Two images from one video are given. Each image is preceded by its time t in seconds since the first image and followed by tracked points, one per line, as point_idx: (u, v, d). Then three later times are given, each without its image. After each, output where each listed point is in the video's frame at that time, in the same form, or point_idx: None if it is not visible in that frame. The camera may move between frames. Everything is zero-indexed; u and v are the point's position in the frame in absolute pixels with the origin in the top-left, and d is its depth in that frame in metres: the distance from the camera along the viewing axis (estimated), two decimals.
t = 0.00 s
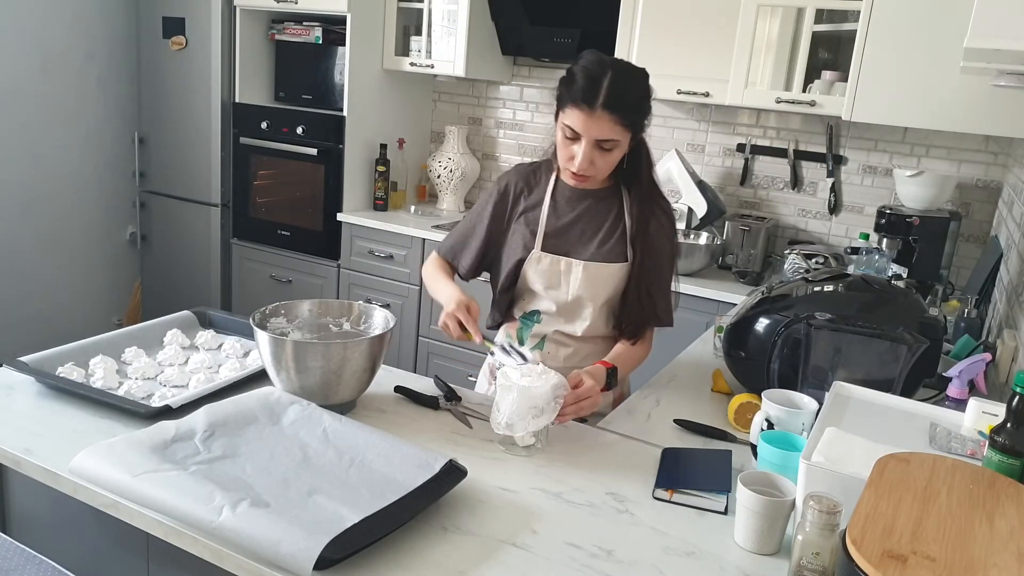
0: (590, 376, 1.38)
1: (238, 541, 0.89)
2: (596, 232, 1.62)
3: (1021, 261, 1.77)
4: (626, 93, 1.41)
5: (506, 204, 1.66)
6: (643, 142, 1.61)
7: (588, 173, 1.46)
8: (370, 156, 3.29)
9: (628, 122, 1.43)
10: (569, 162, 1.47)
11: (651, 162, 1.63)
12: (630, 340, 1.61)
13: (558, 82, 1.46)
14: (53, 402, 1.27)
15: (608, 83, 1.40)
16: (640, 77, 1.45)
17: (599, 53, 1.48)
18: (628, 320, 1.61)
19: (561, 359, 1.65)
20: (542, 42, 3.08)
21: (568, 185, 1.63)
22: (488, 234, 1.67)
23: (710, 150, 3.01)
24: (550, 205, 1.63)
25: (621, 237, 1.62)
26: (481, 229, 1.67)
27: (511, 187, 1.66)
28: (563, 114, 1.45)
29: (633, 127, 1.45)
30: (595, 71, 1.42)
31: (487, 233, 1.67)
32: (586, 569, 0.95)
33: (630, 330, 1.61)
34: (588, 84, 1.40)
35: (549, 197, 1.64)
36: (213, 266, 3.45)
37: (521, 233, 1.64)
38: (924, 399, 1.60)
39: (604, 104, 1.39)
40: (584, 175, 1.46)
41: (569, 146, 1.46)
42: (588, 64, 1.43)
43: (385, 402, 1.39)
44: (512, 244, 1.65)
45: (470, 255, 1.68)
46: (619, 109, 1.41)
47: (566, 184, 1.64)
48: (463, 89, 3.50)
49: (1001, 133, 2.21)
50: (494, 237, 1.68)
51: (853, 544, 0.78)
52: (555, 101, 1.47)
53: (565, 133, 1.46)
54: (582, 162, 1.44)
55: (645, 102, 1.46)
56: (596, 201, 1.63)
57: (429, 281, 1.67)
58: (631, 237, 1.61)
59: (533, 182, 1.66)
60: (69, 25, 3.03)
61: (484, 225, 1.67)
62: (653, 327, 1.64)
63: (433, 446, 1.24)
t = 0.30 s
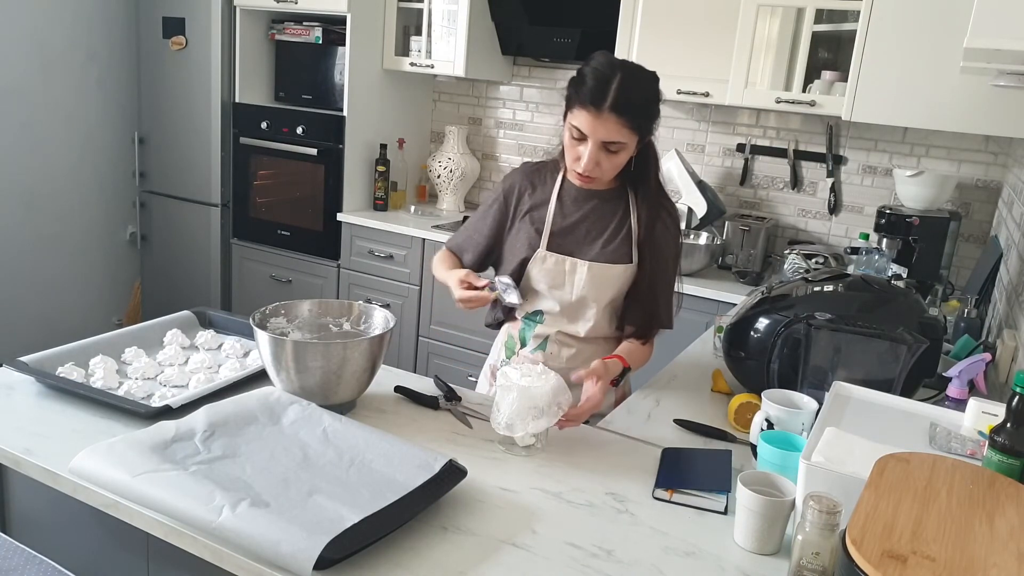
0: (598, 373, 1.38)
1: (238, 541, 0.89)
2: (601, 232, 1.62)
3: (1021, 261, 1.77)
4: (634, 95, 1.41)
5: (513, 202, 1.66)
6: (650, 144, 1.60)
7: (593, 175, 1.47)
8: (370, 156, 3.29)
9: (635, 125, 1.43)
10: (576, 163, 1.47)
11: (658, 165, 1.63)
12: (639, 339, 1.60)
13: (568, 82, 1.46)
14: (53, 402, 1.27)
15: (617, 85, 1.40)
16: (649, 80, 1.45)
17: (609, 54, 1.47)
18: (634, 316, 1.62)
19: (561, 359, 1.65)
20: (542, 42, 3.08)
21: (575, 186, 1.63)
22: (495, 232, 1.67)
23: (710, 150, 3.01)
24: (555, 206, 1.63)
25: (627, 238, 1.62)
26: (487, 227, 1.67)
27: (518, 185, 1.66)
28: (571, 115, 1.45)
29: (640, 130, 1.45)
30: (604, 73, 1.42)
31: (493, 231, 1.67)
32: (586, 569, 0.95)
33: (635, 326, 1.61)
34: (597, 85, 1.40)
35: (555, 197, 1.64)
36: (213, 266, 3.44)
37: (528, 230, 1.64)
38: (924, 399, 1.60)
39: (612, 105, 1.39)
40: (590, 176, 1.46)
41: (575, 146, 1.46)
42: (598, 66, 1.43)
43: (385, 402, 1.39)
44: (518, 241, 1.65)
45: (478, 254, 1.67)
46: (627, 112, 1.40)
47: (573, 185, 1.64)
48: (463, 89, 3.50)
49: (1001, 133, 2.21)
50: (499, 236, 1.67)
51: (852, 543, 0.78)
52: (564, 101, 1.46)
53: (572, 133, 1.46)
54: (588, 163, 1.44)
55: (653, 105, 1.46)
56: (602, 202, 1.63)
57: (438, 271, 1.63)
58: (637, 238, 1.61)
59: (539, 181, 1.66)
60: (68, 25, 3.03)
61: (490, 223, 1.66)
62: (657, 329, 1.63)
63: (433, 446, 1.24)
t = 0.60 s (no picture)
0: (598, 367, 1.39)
1: (237, 541, 0.89)
2: (602, 234, 1.62)
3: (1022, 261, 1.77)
4: (634, 98, 1.41)
5: (515, 204, 1.66)
6: (651, 144, 1.59)
7: (594, 177, 1.47)
8: (370, 156, 3.29)
9: (635, 127, 1.43)
10: (576, 165, 1.47)
11: (659, 165, 1.62)
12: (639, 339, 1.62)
13: (568, 84, 1.46)
14: (53, 402, 1.27)
15: (617, 87, 1.39)
16: (649, 83, 1.45)
17: (609, 56, 1.47)
18: (633, 318, 1.63)
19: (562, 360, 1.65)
20: (541, 42, 3.08)
21: (576, 187, 1.63)
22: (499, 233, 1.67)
23: (710, 150, 3.01)
24: (556, 207, 1.64)
25: (627, 240, 1.61)
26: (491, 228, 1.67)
27: (520, 186, 1.66)
28: (571, 117, 1.45)
29: (640, 132, 1.45)
30: (604, 75, 1.41)
31: (497, 232, 1.67)
32: (586, 569, 0.95)
33: (635, 324, 1.63)
34: (597, 87, 1.40)
35: (556, 199, 1.64)
36: (213, 266, 3.44)
37: (530, 232, 1.64)
38: (924, 399, 1.60)
39: (612, 108, 1.39)
40: (590, 178, 1.46)
41: (575, 149, 1.46)
42: (598, 68, 1.43)
43: (385, 402, 1.39)
44: (521, 243, 1.65)
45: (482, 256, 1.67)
46: (627, 114, 1.40)
47: (574, 186, 1.64)
48: (463, 89, 3.50)
49: (1001, 133, 2.21)
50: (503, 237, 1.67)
51: (852, 544, 0.78)
52: (564, 103, 1.46)
53: (572, 136, 1.46)
54: (588, 165, 1.44)
55: (653, 106, 1.46)
56: (603, 203, 1.63)
57: (453, 281, 1.62)
58: (638, 240, 1.61)
59: (541, 182, 1.66)
60: (68, 24, 3.03)
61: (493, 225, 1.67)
62: (658, 330, 1.64)
63: (433, 446, 1.24)
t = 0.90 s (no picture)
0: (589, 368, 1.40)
1: (237, 540, 0.89)
2: (603, 235, 1.62)
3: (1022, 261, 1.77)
4: (633, 98, 1.41)
5: (516, 207, 1.66)
6: (650, 144, 1.59)
7: (594, 177, 1.47)
8: (370, 156, 3.29)
9: (635, 127, 1.43)
10: (576, 166, 1.47)
11: (658, 165, 1.62)
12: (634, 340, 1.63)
13: (567, 85, 1.45)
14: (53, 402, 1.27)
15: (616, 87, 1.40)
16: (648, 82, 1.45)
17: (607, 56, 1.48)
18: (632, 317, 1.63)
19: (562, 360, 1.65)
20: (541, 42, 3.09)
21: (575, 189, 1.63)
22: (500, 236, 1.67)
23: (710, 150, 3.01)
24: (556, 209, 1.64)
25: (627, 241, 1.61)
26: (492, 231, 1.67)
27: (520, 189, 1.66)
28: (570, 118, 1.44)
29: (640, 132, 1.45)
30: (603, 76, 1.41)
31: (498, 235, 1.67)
32: (586, 569, 0.95)
33: (635, 325, 1.63)
34: (596, 88, 1.40)
35: (556, 200, 1.64)
36: (213, 266, 3.45)
37: (530, 235, 1.64)
38: (924, 399, 1.60)
39: (612, 108, 1.39)
40: (591, 178, 1.46)
41: (575, 150, 1.46)
42: (597, 69, 1.43)
43: (385, 402, 1.39)
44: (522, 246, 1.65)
45: (483, 259, 1.68)
46: (626, 114, 1.40)
47: (574, 188, 1.64)
48: (462, 89, 3.50)
49: (1001, 133, 2.21)
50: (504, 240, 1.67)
51: (852, 543, 0.78)
52: (563, 104, 1.46)
53: (571, 137, 1.46)
54: (589, 166, 1.44)
55: (652, 107, 1.46)
56: (603, 205, 1.63)
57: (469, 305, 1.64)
58: (638, 241, 1.61)
59: (541, 184, 1.66)
60: (68, 25, 3.03)
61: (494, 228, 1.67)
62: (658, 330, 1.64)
63: (433, 446, 1.24)
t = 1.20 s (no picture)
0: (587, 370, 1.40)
1: (237, 540, 0.89)
2: (603, 235, 1.62)
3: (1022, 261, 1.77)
4: (635, 100, 1.40)
5: (518, 206, 1.67)
6: (652, 144, 1.58)
7: (596, 179, 1.48)
8: (370, 156, 3.29)
9: (637, 129, 1.43)
10: (577, 168, 1.47)
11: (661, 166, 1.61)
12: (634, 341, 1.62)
13: (568, 86, 1.45)
14: (53, 402, 1.27)
15: (618, 90, 1.39)
16: (650, 83, 1.45)
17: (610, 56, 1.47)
18: (632, 318, 1.62)
19: (562, 360, 1.65)
20: (542, 42, 3.09)
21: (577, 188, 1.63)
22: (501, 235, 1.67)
23: (710, 150, 3.01)
24: (557, 208, 1.64)
25: (628, 241, 1.61)
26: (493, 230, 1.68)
27: (522, 188, 1.67)
28: (572, 119, 1.44)
29: (642, 134, 1.45)
30: (604, 77, 1.41)
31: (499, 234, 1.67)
32: (586, 569, 0.95)
33: (634, 323, 1.62)
34: (598, 90, 1.39)
35: (557, 200, 1.64)
36: (213, 266, 3.45)
37: (530, 235, 1.64)
38: (924, 399, 1.60)
39: (613, 111, 1.39)
40: (593, 180, 1.47)
41: (577, 151, 1.46)
42: (599, 70, 1.43)
43: (385, 402, 1.39)
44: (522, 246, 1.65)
45: (484, 257, 1.68)
46: (628, 117, 1.40)
47: (576, 188, 1.64)
48: (462, 89, 3.50)
49: (1001, 133, 2.21)
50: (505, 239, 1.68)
51: (852, 544, 0.78)
52: (565, 105, 1.46)
53: (573, 139, 1.46)
54: (590, 169, 1.44)
55: (654, 108, 1.46)
56: (604, 205, 1.63)
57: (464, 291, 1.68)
58: (639, 242, 1.61)
59: (542, 183, 1.66)
60: (68, 25, 3.03)
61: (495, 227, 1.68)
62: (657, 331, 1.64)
63: (433, 446, 1.24)
